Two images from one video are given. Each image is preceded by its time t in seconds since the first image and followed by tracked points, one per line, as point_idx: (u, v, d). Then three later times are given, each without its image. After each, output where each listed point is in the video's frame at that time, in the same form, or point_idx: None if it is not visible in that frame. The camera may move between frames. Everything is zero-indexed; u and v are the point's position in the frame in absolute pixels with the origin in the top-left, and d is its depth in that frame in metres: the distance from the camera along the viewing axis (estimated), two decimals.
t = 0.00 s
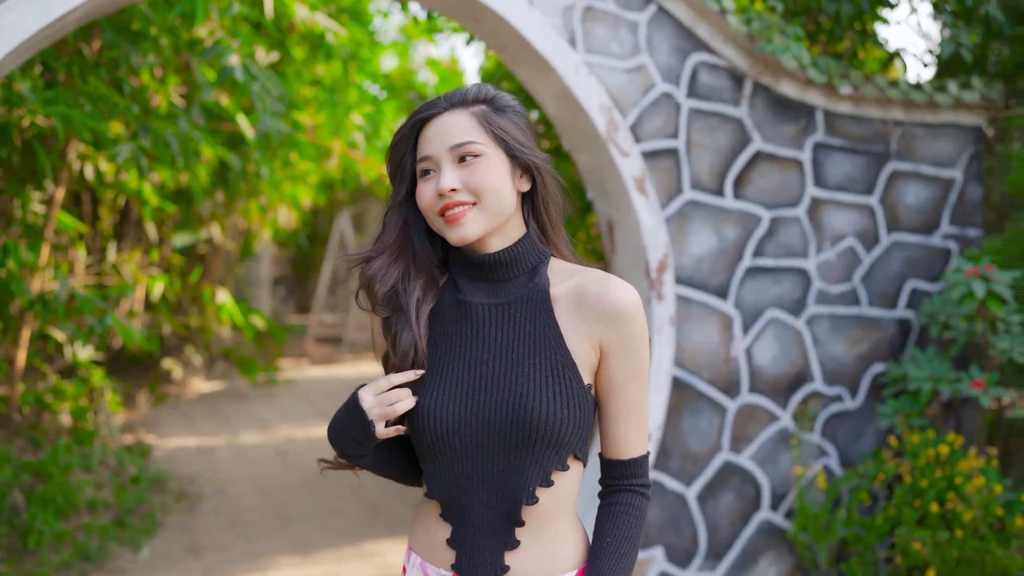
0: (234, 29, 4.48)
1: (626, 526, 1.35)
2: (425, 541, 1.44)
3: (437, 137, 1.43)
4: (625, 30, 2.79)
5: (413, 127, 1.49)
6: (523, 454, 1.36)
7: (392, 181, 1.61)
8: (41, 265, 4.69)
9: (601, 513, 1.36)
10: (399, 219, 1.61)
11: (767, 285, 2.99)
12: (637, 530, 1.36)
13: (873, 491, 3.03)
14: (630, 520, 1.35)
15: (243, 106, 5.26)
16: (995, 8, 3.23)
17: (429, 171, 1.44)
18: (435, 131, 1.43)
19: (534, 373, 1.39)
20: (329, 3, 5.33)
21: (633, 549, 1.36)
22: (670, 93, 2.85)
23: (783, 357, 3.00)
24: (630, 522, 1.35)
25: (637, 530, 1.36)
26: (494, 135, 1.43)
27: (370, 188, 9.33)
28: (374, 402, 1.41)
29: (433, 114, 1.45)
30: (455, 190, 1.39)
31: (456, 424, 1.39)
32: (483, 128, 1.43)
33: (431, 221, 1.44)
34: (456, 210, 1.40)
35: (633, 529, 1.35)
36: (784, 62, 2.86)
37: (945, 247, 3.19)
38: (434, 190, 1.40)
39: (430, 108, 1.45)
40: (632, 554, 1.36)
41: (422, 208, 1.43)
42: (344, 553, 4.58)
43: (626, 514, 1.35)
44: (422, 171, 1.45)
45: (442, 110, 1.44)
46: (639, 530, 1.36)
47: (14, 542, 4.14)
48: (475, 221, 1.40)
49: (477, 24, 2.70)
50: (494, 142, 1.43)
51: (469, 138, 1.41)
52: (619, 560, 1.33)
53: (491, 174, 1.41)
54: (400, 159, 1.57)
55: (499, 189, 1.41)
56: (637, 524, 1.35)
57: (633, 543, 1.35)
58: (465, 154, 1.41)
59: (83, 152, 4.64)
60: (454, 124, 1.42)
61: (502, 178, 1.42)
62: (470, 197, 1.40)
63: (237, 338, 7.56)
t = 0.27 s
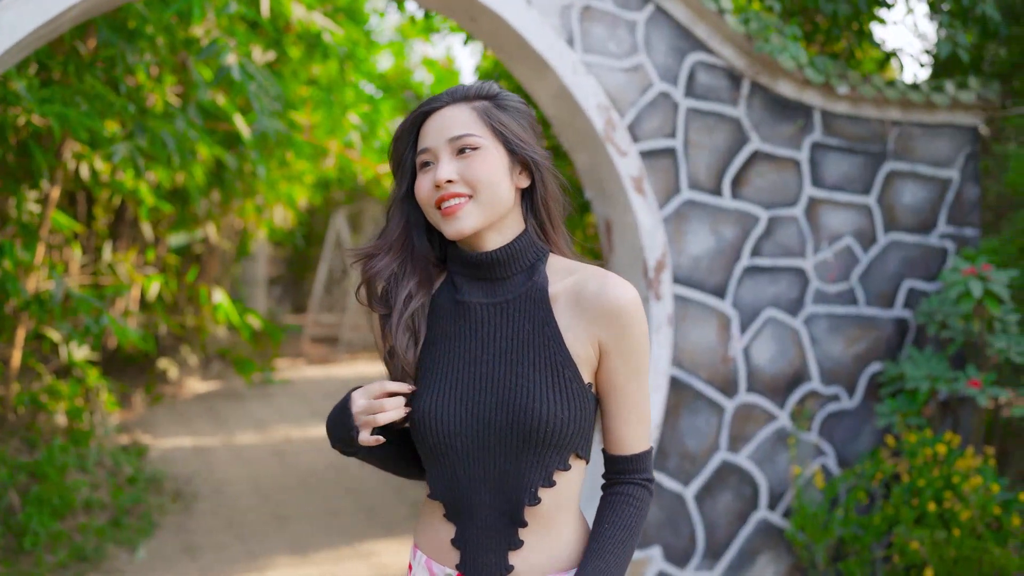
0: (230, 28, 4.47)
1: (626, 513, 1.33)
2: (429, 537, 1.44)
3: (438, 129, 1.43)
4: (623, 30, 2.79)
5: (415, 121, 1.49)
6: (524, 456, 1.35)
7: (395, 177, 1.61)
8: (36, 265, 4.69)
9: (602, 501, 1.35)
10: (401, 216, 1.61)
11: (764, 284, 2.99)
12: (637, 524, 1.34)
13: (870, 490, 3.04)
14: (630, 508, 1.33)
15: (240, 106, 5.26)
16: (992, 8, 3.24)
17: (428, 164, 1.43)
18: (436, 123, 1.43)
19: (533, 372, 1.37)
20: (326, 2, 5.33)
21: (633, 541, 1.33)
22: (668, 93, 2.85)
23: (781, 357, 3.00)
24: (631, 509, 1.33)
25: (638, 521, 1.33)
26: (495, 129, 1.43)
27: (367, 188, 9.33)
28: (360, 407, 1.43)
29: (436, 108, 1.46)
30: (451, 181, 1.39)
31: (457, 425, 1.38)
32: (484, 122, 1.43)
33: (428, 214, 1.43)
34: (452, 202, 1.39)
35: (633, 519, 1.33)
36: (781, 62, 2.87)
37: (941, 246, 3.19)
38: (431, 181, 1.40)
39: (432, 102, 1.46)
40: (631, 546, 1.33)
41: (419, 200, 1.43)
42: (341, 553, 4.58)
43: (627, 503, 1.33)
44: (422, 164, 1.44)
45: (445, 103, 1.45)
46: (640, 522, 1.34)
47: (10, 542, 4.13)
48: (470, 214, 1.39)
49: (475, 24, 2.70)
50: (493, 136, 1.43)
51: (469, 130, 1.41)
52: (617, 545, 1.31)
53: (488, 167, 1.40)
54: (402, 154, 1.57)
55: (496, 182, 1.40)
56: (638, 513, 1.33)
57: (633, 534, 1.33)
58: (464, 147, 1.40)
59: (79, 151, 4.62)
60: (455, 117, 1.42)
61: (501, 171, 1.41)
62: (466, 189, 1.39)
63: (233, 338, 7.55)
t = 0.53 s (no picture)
0: (230, 28, 4.47)
1: (630, 496, 1.30)
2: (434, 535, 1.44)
3: (438, 123, 1.42)
4: (624, 29, 2.79)
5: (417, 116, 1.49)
6: (525, 457, 1.34)
7: (395, 169, 1.60)
8: (36, 265, 4.69)
9: (606, 486, 1.32)
10: (403, 213, 1.61)
11: (765, 284, 2.99)
12: (641, 513, 1.31)
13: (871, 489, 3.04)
14: (634, 492, 1.30)
15: (239, 105, 5.26)
16: (992, 8, 3.24)
17: (428, 157, 1.43)
18: (437, 117, 1.43)
19: (532, 373, 1.35)
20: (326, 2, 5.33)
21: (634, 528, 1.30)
22: (668, 92, 2.85)
23: (781, 356, 3.00)
24: (634, 493, 1.30)
25: (642, 508, 1.30)
26: (494, 124, 1.42)
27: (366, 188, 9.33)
28: (349, 418, 1.43)
29: (438, 102, 1.45)
30: (448, 173, 1.38)
31: (457, 427, 1.36)
32: (483, 117, 1.42)
33: (425, 206, 1.43)
34: (447, 195, 1.38)
35: (637, 505, 1.30)
36: (782, 61, 2.87)
37: (941, 246, 3.19)
38: (427, 173, 1.39)
39: (434, 97, 1.45)
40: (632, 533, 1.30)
41: (416, 193, 1.42)
42: (341, 553, 4.58)
43: (631, 487, 1.30)
44: (421, 157, 1.44)
45: (447, 98, 1.44)
46: (644, 511, 1.31)
47: (9, 542, 4.12)
48: (466, 207, 1.38)
49: (476, 23, 2.70)
50: (492, 130, 1.42)
51: (468, 124, 1.40)
52: (618, 524, 1.27)
53: (485, 160, 1.39)
54: (402, 147, 1.57)
55: (493, 176, 1.39)
56: (641, 499, 1.30)
57: (635, 520, 1.29)
58: (463, 140, 1.40)
59: (79, 150, 4.61)
60: (455, 111, 1.42)
61: (498, 166, 1.40)
62: (462, 181, 1.38)
63: (233, 338, 7.54)
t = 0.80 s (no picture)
0: (231, 27, 4.47)
1: (629, 479, 1.28)
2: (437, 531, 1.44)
3: (436, 117, 1.41)
4: (625, 28, 2.79)
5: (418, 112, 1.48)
6: (521, 455, 1.32)
7: (396, 163, 1.60)
8: (37, 264, 4.69)
9: (611, 465, 1.31)
10: (402, 210, 1.61)
11: (766, 282, 2.99)
12: (639, 503, 1.29)
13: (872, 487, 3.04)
14: (635, 477, 1.28)
15: (240, 105, 5.26)
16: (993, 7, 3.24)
17: (425, 152, 1.42)
18: (435, 111, 1.42)
19: (526, 369, 1.34)
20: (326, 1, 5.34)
21: (628, 515, 1.28)
22: (670, 90, 2.85)
23: (783, 355, 3.00)
24: (635, 478, 1.28)
25: (641, 497, 1.28)
26: (492, 119, 1.41)
27: (366, 187, 9.33)
28: (343, 441, 1.40)
29: (438, 97, 1.45)
30: (444, 168, 1.37)
31: (453, 428, 1.35)
32: (482, 112, 1.41)
33: (421, 201, 1.42)
34: (443, 190, 1.37)
35: (636, 492, 1.28)
36: (783, 60, 2.87)
37: (943, 245, 3.19)
38: (423, 168, 1.38)
39: (435, 92, 1.45)
40: (624, 519, 1.28)
41: (413, 187, 1.41)
42: (341, 553, 4.57)
43: (631, 471, 1.29)
44: (420, 152, 1.43)
45: (447, 93, 1.44)
46: (642, 500, 1.29)
47: (10, 542, 4.12)
48: (461, 203, 1.37)
49: (477, 21, 2.70)
50: (489, 126, 1.41)
51: (466, 119, 1.39)
52: (611, 503, 1.26)
53: (481, 156, 1.38)
54: (402, 142, 1.57)
55: (488, 172, 1.38)
56: (641, 487, 1.28)
57: (631, 507, 1.28)
58: (460, 135, 1.39)
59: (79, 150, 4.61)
60: (454, 106, 1.41)
61: (495, 162, 1.39)
62: (458, 177, 1.37)
63: (233, 338, 7.55)
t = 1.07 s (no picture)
0: (232, 26, 4.46)
1: (621, 473, 1.26)
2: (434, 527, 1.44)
3: (437, 113, 1.41)
4: (626, 27, 2.79)
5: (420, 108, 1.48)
6: (509, 452, 1.32)
7: (398, 155, 1.60)
8: (38, 264, 4.70)
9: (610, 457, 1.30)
10: (403, 204, 1.61)
11: (767, 281, 2.98)
12: (628, 502, 1.27)
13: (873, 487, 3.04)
14: (627, 472, 1.26)
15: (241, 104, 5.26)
16: (995, 6, 3.23)
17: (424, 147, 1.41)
18: (435, 107, 1.42)
19: (514, 366, 1.33)
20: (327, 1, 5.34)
21: (611, 510, 1.26)
22: (671, 89, 2.85)
23: (784, 354, 3.00)
24: (628, 473, 1.26)
25: (630, 495, 1.26)
26: (492, 117, 1.40)
27: (367, 187, 9.32)
28: (350, 478, 1.36)
29: (441, 93, 1.45)
30: (440, 163, 1.36)
31: (443, 424, 1.36)
32: (482, 109, 1.41)
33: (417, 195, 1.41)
34: (438, 185, 1.36)
35: (626, 489, 1.26)
36: (784, 59, 2.87)
37: (944, 244, 3.19)
38: (420, 162, 1.37)
39: (437, 88, 1.45)
40: (605, 513, 1.26)
41: (409, 182, 1.40)
42: (342, 552, 4.57)
43: (625, 465, 1.27)
44: (419, 147, 1.43)
45: (449, 89, 1.43)
46: (630, 498, 1.26)
47: (10, 541, 4.12)
48: (454, 199, 1.36)
49: (479, 20, 2.70)
50: (488, 124, 1.40)
51: (466, 116, 1.39)
52: (595, 491, 1.24)
53: (478, 153, 1.37)
54: (404, 136, 1.57)
55: (485, 169, 1.37)
56: (631, 483, 1.26)
57: (615, 503, 1.26)
58: (459, 131, 1.38)
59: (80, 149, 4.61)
60: (454, 102, 1.40)
61: (491, 159, 1.38)
62: (453, 173, 1.36)
63: (234, 338, 7.54)
